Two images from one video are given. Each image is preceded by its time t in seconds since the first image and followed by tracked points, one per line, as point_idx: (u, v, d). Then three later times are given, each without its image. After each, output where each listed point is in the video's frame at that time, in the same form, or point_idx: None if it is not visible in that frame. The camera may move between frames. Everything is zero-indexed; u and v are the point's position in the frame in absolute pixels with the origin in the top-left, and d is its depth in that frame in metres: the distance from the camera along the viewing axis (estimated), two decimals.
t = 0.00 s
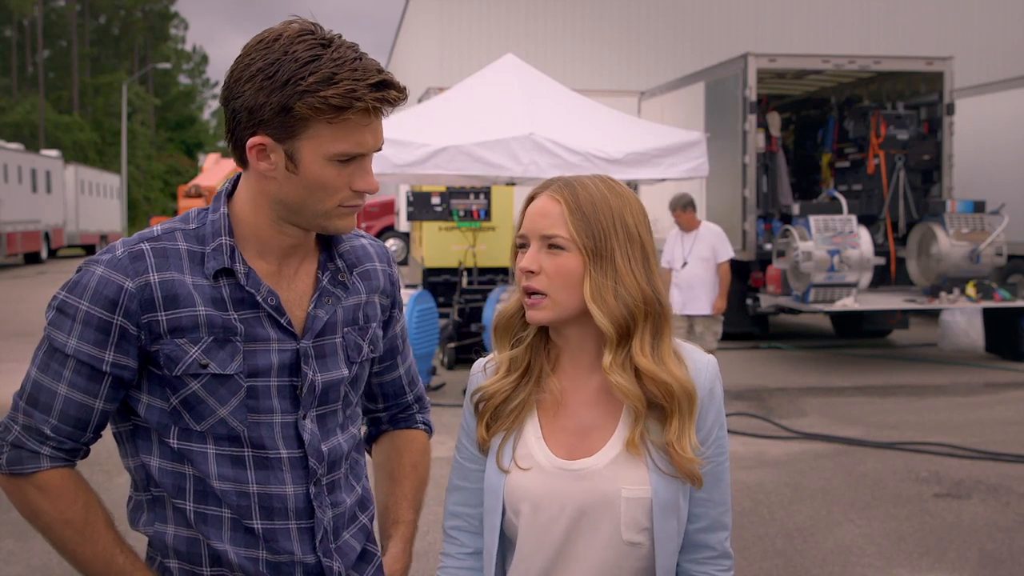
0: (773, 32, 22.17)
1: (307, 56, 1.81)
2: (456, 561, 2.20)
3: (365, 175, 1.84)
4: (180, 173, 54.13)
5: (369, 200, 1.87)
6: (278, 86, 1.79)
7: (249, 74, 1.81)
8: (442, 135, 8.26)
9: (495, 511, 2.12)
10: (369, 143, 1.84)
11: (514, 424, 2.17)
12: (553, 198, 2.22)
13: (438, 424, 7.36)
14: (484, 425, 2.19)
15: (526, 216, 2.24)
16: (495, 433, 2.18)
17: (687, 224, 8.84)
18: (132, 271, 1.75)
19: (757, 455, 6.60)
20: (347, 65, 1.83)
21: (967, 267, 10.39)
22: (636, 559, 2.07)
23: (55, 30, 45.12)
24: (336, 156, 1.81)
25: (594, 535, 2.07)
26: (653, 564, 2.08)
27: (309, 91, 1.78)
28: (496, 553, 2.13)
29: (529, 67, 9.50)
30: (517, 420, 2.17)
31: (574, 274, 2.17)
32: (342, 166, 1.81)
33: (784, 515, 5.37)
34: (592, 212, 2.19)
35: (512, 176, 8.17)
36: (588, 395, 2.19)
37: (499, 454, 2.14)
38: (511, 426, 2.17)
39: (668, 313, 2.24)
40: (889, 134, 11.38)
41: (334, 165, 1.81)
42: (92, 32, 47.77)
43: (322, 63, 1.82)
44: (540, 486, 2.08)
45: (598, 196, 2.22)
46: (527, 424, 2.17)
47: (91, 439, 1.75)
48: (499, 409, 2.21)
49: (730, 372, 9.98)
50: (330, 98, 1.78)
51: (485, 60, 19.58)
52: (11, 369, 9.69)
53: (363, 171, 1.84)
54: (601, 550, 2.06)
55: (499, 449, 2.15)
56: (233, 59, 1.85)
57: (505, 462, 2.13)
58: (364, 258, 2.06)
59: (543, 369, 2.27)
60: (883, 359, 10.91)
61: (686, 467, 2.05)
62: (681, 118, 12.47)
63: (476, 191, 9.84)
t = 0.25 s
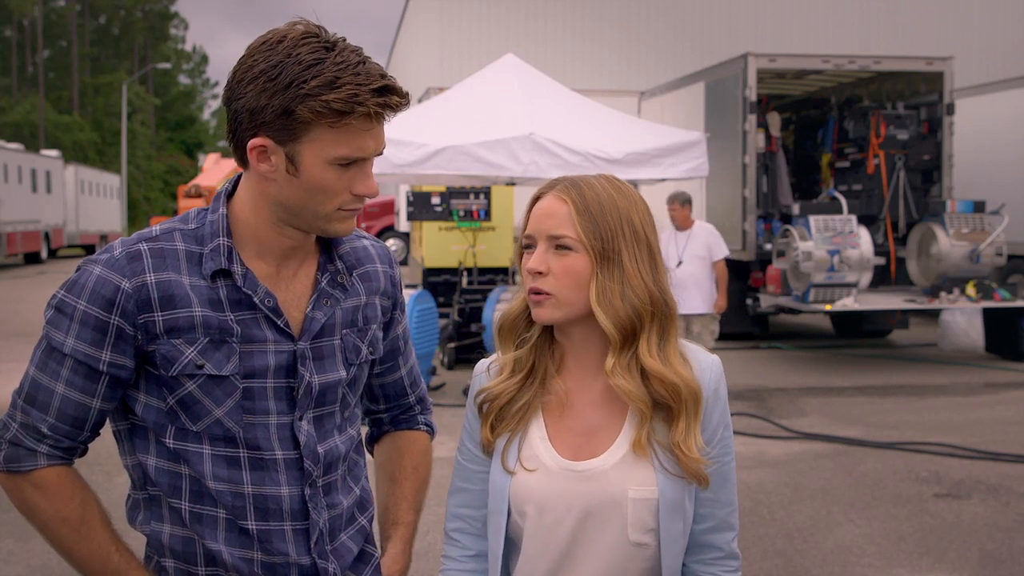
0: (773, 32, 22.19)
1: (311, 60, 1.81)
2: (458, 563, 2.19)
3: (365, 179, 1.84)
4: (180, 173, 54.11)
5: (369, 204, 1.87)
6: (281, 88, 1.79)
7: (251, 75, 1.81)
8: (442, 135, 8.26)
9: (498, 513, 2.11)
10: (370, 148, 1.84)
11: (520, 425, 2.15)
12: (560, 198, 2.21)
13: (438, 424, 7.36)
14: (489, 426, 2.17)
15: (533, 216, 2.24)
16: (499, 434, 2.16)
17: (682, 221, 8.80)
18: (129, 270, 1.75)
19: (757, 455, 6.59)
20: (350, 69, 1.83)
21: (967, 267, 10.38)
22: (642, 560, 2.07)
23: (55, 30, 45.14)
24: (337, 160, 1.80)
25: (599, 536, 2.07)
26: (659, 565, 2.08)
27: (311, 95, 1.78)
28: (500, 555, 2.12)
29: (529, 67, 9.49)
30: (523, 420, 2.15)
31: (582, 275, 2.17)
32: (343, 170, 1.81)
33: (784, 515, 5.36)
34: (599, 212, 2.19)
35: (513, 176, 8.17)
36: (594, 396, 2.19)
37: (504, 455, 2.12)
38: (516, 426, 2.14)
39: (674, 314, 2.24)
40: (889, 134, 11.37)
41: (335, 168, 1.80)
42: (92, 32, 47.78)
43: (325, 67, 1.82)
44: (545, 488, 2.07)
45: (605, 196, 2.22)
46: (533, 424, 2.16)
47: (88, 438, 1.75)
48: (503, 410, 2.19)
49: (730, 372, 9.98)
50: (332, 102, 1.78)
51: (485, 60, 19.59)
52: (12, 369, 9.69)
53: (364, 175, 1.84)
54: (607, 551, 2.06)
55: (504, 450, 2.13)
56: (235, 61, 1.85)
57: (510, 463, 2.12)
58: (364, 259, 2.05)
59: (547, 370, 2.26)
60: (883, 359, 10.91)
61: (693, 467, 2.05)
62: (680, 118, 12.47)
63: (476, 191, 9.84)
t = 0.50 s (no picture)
0: (773, 32, 22.21)
1: (310, 60, 1.81)
2: (458, 565, 2.20)
3: (363, 181, 1.84)
4: (179, 173, 54.09)
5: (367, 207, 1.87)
6: (279, 89, 1.79)
7: (251, 75, 1.81)
8: (442, 135, 8.26)
9: (500, 515, 2.11)
10: (368, 150, 1.83)
11: (522, 428, 2.15)
12: (564, 199, 2.21)
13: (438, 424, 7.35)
14: (490, 431, 2.17)
15: (536, 216, 2.24)
16: (501, 437, 2.15)
17: (678, 221, 8.80)
18: (125, 269, 1.75)
19: (757, 455, 6.60)
20: (349, 70, 1.83)
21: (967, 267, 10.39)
22: (644, 561, 2.07)
23: (55, 30, 45.13)
24: (335, 161, 1.80)
25: (602, 537, 2.07)
26: (662, 565, 2.08)
27: (309, 96, 1.78)
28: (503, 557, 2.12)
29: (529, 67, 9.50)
30: (525, 423, 2.15)
31: (586, 277, 2.17)
32: (340, 171, 1.81)
33: (784, 515, 5.36)
34: (604, 213, 2.19)
35: (513, 176, 8.17)
36: (595, 397, 2.19)
37: (505, 458, 2.12)
38: (518, 430, 2.15)
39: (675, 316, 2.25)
40: (889, 134, 11.37)
41: (332, 170, 1.80)
42: (93, 32, 47.78)
43: (324, 68, 1.82)
44: (548, 489, 2.07)
45: (609, 197, 2.22)
46: (535, 426, 2.16)
47: (84, 436, 1.76)
48: (504, 414, 2.18)
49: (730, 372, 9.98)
50: (330, 104, 1.78)
51: (485, 60, 19.59)
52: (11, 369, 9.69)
53: (361, 177, 1.83)
54: (610, 552, 2.06)
55: (505, 454, 2.13)
56: (235, 61, 1.85)
57: (512, 466, 2.12)
58: (364, 260, 2.04)
59: (549, 372, 2.26)
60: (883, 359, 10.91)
61: (695, 468, 2.05)
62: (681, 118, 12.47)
63: (476, 191, 9.84)
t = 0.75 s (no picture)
0: (773, 32, 22.23)
1: (305, 61, 1.81)
2: (457, 566, 2.20)
3: (358, 183, 1.83)
4: (179, 173, 54.09)
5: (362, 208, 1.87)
6: (273, 89, 1.79)
7: (247, 74, 1.82)
8: (442, 135, 8.26)
9: (504, 518, 2.11)
10: (362, 153, 1.83)
11: (526, 433, 2.14)
12: (565, 201, 2.21)
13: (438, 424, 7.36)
14: (494, 440, 2.16)
15: (538, 219, 2.23)
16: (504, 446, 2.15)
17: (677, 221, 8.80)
18: (121, 267, 1.76)
19: (758, 455, 6.60)
20: (344, 72, 1.83)
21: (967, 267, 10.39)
22: (647, 561, 2.07)
23: (55, 30, 45.14)
24: (328, 163, 1.79)
25: (607, 539, 2.07)
26: (664, 566, 2.09)
27: (302, 96, 1.78)
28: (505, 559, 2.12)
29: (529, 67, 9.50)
30: (529, 428, 2.15)
31: (603, 274, 2.18)
32: (333, 173, 1.80)
33: (784, 515, 5.37)
34: (612, 210, 2.21)
35: (513, 176, 8.17)
36: (599, 397, 2.19)
37: (509, 463, 2.12)
38: (522, 436, 2.14)
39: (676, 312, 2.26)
40: (889, 134, 11.37)
41: (325, 171, 1.79)
42: (93, 32, 47.79)
43: (318, 69, 1.81)
44: (553, 491, 2.07)
45: (611, 196, 2.23)
46: (540, 430, 2.15)
47: (82, 435, 1.76)
48: (508, 422, 2.17)
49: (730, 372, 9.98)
50: (323, 105, 1.77)
51: (485, 60, 19.60)
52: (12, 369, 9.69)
53: (355, 180, 1.83)
54: (614, 553, 2.07)
55: (509, 460, 2.13)
56: (233, 61, 1.86)
57: (516, 470, 2.11)
58: (363, 260, 2.04)
59: (551, 378, 2.25)
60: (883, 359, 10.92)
61: (702, 462, 2.07)
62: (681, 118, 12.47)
63: (476, 191, 9.85)
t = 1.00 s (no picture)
0: (773, 32, 22.23)
1: (287, 64, 1.81)
2: (457, 566, 2.20)
3: (326, 196, 1.79)
4: (179, 173, 54.09)
5: (335, 222, 1.82)
6: (251, 87, 1.81)
7: (239, 70, 1.85)
8: (442, 135, 8.26)
9: (505, 519, 2.10)
10: (331, 166, 1.79)
11: (525, 434, 2.14)
12: (571, 202, 2.22)
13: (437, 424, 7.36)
14: (494, 441, 2.15)
15: (543, 220, 2.23)
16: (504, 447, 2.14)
17: (676, 221, 8.82)
18: (121, 266, 1.76)
19: (757, 455, 6.60)
20: (320, 81, 1.80)
21: (967, 267, 10.39)
22: (649, 561, 2.08)
23: (55, 30, 45.15)
24: (291, 169, 1.77)
25: (609, 540, 2.07)
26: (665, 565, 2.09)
27: (271, 99, 1.78)
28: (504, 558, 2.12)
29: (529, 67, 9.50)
30: (529, 429, 2.15)
31: (611, 276, 2.18)
32: (300, 180, 1.78)
33: (784, 515, 5.37)
34: (618, 212, 2.21)
35: (512, 176, 8.17)
36: (600, 398, 2.19)
37: (509, 464, 2.12)
38: (522, 437, 2.14)
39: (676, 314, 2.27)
40: (889, 134, 11.37)
41: (290, 178, 1.77)
42: (93, 32, 47.81)
43: (296, 74, 1.81)
44: (554, 492, 2.07)
45: (615, 197, 2.23)
46: (540, 431, 2.15)
47: (84, 433, 1.76)
48: (507, 423, 2.17)
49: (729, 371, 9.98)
50: (285, 110, 1.76)
51: (485, 60, 19.61)
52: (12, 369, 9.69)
53: (323, 190, 1.79)
54: (615, 553, 2.07)
55: (508, 461, 2.13)
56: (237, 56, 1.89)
57: (516, 471, 2.11)
58: (368, 262, 2.03)
59: (551, 379, 2.25)
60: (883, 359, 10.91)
61: (702, 462, 2.07)
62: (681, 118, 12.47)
63: (476, 191, 9.85)
